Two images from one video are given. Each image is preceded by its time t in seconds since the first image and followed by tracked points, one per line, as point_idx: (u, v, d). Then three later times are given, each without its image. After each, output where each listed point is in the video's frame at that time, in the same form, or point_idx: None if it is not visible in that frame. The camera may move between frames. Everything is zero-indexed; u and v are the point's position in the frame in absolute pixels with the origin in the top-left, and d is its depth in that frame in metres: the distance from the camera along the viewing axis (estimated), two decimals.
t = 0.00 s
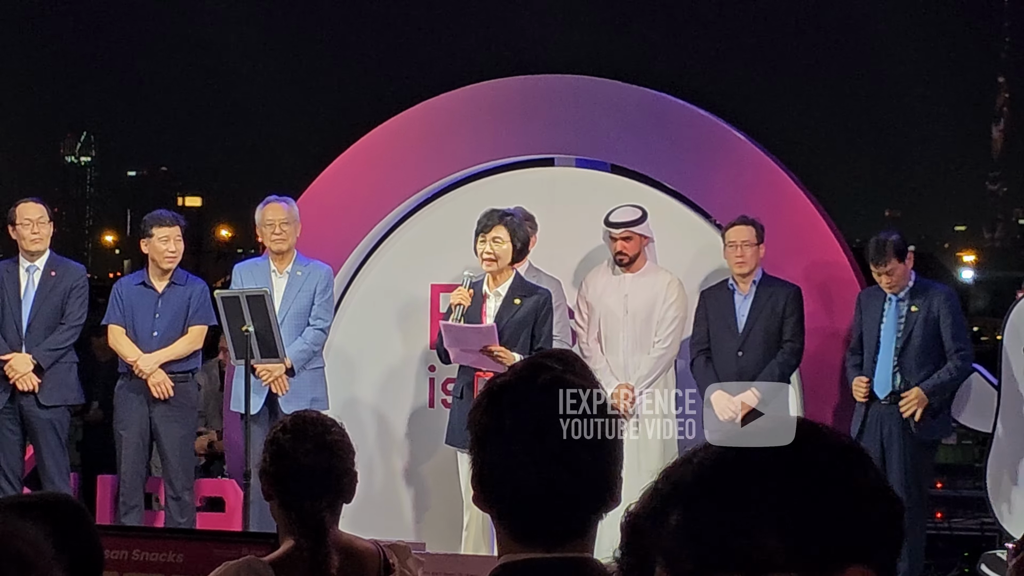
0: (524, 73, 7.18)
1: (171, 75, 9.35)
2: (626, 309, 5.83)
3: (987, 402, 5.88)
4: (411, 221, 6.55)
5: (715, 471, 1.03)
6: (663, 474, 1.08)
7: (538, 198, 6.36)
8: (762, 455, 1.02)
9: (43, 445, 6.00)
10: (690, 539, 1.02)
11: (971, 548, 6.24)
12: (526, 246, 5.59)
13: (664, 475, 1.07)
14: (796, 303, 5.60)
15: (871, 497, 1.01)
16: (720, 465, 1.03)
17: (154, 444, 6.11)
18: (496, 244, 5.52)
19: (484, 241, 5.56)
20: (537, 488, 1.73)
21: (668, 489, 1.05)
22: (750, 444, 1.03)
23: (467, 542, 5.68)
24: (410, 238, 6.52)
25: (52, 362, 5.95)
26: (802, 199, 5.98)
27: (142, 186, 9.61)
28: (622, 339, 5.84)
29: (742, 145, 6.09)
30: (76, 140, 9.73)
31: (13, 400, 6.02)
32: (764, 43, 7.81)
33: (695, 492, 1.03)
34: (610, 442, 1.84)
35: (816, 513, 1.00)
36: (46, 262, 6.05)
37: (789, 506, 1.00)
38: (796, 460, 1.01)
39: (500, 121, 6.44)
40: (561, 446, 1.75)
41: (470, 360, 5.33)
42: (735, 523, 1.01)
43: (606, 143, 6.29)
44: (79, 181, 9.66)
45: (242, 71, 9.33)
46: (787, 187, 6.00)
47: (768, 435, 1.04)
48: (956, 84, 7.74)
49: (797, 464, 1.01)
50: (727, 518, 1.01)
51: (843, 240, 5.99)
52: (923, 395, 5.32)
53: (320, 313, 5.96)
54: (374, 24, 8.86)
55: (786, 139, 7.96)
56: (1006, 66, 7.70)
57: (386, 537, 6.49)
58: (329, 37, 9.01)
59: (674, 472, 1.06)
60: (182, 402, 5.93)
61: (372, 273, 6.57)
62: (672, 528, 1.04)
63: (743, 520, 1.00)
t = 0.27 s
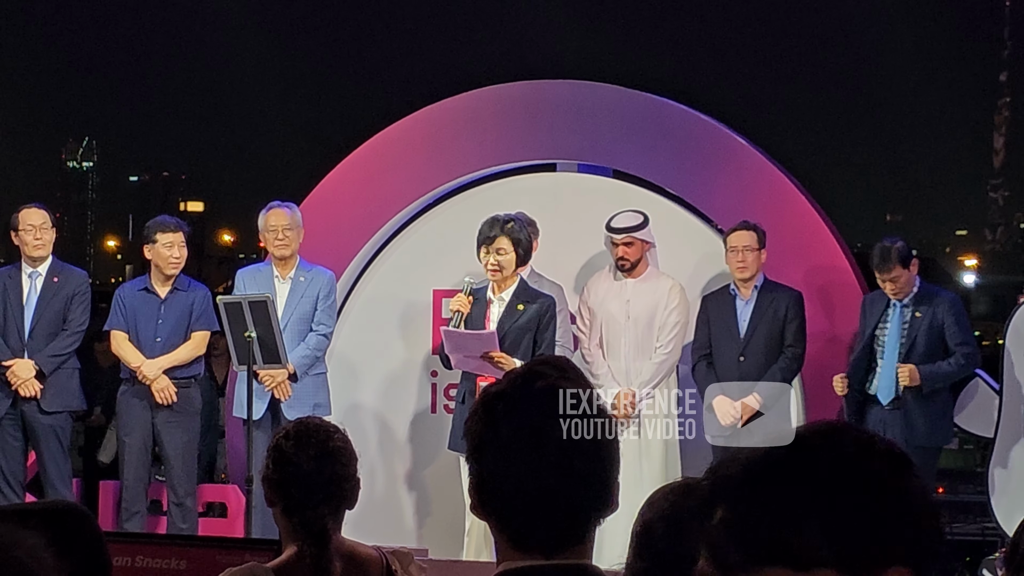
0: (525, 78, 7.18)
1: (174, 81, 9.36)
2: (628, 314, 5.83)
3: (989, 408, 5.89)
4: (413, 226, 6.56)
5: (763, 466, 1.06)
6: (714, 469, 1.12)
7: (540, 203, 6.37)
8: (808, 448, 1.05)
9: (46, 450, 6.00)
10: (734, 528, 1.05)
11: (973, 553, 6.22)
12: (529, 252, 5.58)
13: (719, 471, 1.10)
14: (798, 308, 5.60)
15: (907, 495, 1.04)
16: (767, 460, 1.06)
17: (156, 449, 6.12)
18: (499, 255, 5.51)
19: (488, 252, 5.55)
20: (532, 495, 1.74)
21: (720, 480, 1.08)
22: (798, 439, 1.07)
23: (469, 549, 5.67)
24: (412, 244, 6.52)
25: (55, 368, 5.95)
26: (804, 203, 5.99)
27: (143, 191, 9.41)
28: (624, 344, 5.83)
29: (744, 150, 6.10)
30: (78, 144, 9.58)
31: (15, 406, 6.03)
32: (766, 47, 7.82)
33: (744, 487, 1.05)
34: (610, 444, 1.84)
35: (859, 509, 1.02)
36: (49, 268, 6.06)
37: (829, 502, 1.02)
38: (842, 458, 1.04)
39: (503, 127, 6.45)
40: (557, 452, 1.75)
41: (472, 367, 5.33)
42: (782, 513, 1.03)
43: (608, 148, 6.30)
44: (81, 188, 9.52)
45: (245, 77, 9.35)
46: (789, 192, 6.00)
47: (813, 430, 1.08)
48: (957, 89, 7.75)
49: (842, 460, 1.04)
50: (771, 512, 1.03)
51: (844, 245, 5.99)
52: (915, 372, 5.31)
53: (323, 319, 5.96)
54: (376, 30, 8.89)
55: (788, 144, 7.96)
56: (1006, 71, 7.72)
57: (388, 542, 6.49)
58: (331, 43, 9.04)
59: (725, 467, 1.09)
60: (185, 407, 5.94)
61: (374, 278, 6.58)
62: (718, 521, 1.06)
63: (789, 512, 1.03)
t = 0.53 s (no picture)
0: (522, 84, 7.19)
1: (171, 87, 9.37)
2: (624, 319, 5.83)
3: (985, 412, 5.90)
4: (410, 232, 6.56)
5: (787, 474, 1.12)
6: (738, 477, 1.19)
7: (536, 209, 6.37)
8: (832, 455, 1.13)
9: (41, 457, 5.99)
10: (762, 536, 1.10)
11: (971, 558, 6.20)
12: (524, 258, 5.60)
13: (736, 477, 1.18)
14: (793, 314, 5.61)
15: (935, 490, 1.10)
16: (794, 467, 1.12)
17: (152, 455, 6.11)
18: (497, 261, 5.54)
19: (486, 258, 5.57)
20: (518, 501, 1.75)
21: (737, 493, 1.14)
22: (822, 445, 1.15)
23: (465, 556, 5.66)
24: (409, 249, 6.52)
25: (51, 374, 5.95)
26: (800, 209, 6.00)
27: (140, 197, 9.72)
28: (620, 350, 5.83)
29: (740, 156, 6.11)
30: (75, 152, 9.74)
31: (11, 412, 6.02)
32: (762, 53, 7.85)
33: (767, 491, 1.12)
34: (599, 449, 1.84)
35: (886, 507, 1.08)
36: (45, 274, 6.06)
37: (858, 502, 1.08)
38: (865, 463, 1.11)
39: (499, 133, 6.46)
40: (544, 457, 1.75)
41: (468, 372, 5.34)
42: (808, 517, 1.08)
43: (604, 154, 6.31)
44: (78, 193, 9.78)
45: (241, 83, 9.36)
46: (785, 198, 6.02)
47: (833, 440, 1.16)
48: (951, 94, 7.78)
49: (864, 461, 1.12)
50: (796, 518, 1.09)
51: (840, 250, 6.00)
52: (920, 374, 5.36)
53: (320, 324, 5.97)
54: (373, 36, 8.90)
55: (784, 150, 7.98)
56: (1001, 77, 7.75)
57: (383, 548, 6.48)
58: (328, 49, 9.05)
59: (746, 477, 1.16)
60: (181, 413, 5.93)
61: (371, 283, 6.58)
62: (743, 532, 1.12)
63: (818, 515, 1.08)
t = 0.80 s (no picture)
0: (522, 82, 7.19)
1: (171, 85, 9.37)
2: (623, 317, 5.83)
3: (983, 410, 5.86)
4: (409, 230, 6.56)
5: (808, 486, 1.04)
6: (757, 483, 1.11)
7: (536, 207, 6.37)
8: (854, 462, 1.05)
9: (41, 455, 5.98)
10: (782, 553, 1.03)
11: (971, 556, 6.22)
12: (524, 256, 5.59)
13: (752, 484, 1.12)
14: (792, 312, 5.61)
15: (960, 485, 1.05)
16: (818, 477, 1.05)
17: (152, 453, 6.11)
18: (495, 259, 5.53)
19: (483, 256, 5.57)
20: (508, 499, 1.75)
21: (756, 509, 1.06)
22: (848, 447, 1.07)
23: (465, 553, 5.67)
24: (408, 247, 6.52)
25: (50, 372, 5.95)
26: (799, 207, 6.00)
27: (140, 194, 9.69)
28: (619, 348, 5.83)
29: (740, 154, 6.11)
30: (74, 150, 9.76)
31: (10, 410, 6.02)
32: (762, 51, 7.84)
33: (791, 503, 1.05)
34: (595, 451, 1.84)
35: (910, 514, 1.02)
36: (44, 272, 6.06)
37: (883, 511, 1.02)
38: (889, 468, 1.04)
39: (499, 131, 6.46)
40: (534, 458, 1.76)
41: (468, 369, 5.34)
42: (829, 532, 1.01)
43: (604, 152, 6.31)
44: (77, 191, 9.64)
45: (242, 81, 9.36)
46: (784, 196, 6.02)
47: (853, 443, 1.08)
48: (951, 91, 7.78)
49: (888, 465, 1.04)
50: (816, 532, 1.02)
51: (839, 248, 6.00)
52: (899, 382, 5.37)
53: (320, 322, 5.96)
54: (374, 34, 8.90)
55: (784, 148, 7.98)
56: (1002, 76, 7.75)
57: (383, 546, 6.48)
58: (328, 47, 9.06)
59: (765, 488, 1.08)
60: (180, 411, 5.93)
61: (370, 282, 6.57)
62: (764, 545, 1.05)
63: (841, 521, 1.01)
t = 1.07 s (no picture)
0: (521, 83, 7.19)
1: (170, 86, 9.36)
2: (622, 318, 5.83)
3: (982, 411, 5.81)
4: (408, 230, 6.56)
5: (804, 489, 0.97)
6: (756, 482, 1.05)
7: (535, 207, 6.37)
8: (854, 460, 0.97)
9: (39, 455, 5.98)
10: (775, 559, 0.97)
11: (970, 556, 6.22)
12: (522, 256, 5.58)
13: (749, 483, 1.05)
14: (791, 313, 5.61)
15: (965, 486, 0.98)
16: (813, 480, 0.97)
17: (151, 453, 6.11)
18: (490, 255, 5.52)
19: (480, 253, 5.57)
20: (505, 498, 1.75)
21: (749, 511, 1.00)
22: (852, 445, 0.99)
23: (463, 553, 5.66)
24: (407, 247, 6.52)
25: (49, 372, 5.94)
26: (798, 207, 6.00)
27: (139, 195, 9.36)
28: (618, 348, 5.83)
29: (739, 154, 6.11)
30: (72, 150, 9.57)
31: (9, 410, 6.01)
32: (762, 52, 7.83)
33: (788, 505, 0.98)
34: (593, 453, 1.84)
35: (908, 518, 0.94)
36: (43, 272, 6.05)
37: (884, 511, 0.94)
38: (887, 468, 0.96)
39: (498, 131, 6.46)
40: (533, 457, 1.76)
41: (467, 369, 5.34)
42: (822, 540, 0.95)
43: (603, 153, 6.31)
44: (76, 191, 9.45)
45: (241, 81, 9.36)
46: (783, 197, 6.01)
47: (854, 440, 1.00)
48: (950, 93, 7.78)
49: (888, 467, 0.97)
50: (809, 537, 0.95)
51: (839, 249, 6.00)
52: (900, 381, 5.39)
53: (319, 322, 5.96)
54: (373, 35, 8.90)
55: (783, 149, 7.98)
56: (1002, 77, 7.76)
57: (382, 547, 6.48)
58: (328, 48, 9.06)
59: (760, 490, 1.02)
60: (179, 411, 5.93)
61: (369, 282, 6.57)
62: (760, 542, 0.99)
63: (841, 526, 0.94)
